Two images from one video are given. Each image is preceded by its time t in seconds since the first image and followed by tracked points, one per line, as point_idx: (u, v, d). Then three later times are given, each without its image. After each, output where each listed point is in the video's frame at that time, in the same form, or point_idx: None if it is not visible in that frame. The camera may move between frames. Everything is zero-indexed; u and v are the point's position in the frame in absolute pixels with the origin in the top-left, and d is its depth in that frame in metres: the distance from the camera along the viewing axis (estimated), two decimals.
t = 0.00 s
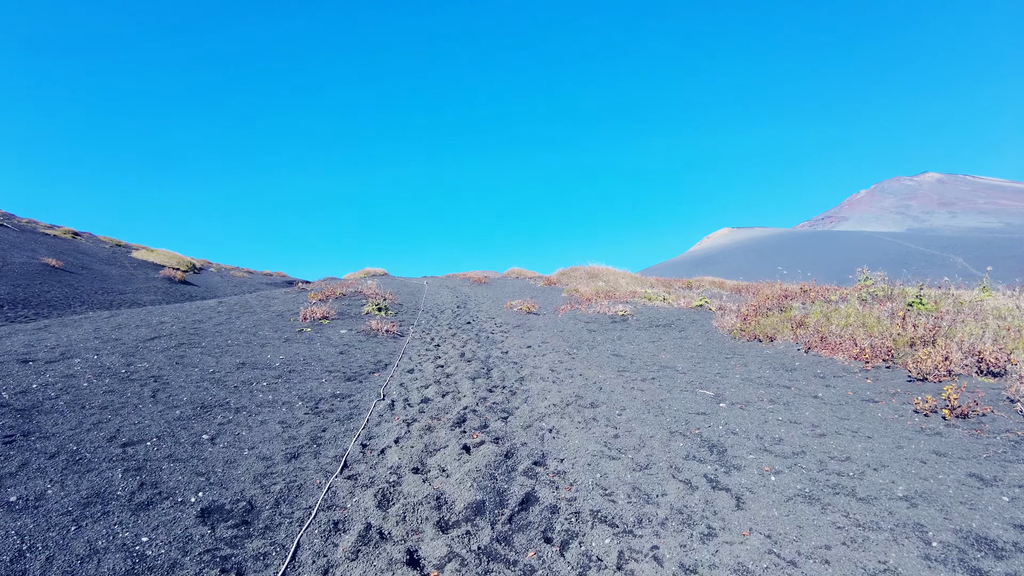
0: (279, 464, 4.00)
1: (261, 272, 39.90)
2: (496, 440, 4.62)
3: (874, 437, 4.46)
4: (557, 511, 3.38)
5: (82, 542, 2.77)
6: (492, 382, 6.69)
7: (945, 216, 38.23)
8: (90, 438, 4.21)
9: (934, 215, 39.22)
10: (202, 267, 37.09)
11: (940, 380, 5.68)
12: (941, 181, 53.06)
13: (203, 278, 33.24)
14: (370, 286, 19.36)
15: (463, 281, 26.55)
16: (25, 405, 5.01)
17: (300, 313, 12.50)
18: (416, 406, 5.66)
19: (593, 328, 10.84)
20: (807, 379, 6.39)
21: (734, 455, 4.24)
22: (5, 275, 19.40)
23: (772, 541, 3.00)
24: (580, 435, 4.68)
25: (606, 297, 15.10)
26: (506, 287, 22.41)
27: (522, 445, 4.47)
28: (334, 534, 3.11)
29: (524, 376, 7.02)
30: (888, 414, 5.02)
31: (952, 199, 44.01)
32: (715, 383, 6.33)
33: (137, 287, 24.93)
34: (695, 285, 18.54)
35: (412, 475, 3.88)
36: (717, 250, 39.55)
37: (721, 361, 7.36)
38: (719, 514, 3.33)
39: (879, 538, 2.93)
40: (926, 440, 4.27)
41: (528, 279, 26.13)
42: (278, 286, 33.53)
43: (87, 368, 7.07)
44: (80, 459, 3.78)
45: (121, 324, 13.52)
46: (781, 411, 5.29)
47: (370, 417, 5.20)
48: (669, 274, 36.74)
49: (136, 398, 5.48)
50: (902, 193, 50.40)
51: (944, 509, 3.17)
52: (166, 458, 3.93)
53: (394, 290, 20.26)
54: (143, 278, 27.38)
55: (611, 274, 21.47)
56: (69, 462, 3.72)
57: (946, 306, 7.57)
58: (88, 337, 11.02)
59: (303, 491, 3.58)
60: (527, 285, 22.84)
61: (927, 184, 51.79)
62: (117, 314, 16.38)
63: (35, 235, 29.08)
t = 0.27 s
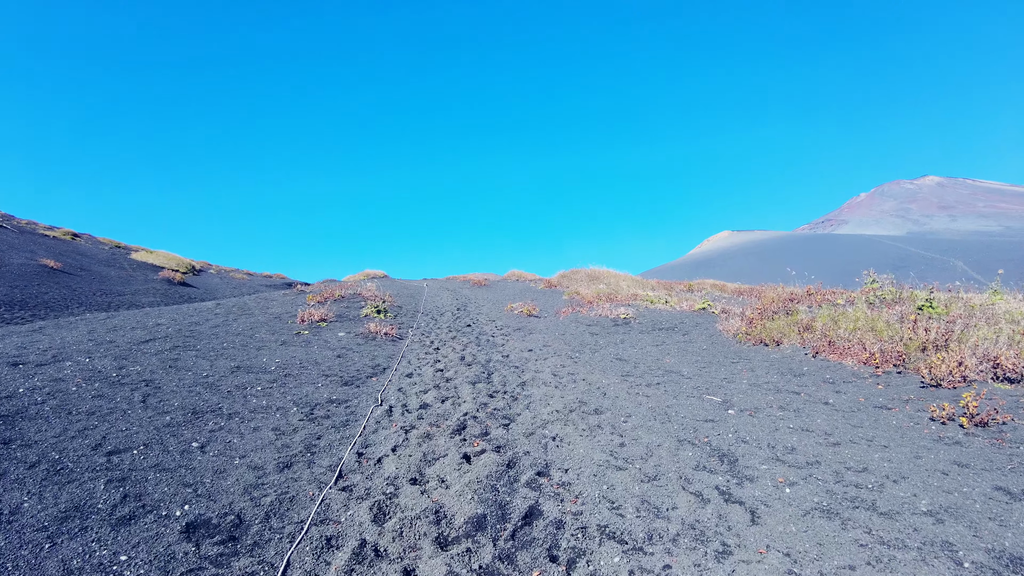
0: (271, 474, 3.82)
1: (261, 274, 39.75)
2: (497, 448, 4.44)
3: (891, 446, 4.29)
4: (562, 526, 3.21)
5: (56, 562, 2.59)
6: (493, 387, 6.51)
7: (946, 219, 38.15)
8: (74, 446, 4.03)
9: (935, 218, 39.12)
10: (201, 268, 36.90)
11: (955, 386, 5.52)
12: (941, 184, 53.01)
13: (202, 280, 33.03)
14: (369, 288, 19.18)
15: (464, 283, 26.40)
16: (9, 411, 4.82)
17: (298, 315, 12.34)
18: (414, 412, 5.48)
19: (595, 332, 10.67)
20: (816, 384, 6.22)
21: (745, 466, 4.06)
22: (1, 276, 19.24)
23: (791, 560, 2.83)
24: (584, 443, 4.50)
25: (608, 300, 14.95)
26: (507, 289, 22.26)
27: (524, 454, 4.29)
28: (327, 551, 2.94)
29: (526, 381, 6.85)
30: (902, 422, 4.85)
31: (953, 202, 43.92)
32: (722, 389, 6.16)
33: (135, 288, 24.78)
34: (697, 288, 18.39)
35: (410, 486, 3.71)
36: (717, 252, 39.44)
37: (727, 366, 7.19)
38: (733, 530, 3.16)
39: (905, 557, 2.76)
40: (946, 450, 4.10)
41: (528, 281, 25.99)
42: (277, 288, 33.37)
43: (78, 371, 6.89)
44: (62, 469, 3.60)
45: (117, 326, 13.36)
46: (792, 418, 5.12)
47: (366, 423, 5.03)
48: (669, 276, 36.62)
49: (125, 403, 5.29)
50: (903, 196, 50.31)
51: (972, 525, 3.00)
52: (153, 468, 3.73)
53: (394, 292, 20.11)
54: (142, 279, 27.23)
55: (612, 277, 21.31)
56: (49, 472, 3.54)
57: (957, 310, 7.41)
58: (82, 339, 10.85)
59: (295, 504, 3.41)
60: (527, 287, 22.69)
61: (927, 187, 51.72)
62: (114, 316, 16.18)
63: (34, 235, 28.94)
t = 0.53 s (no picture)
0: (256, 488, 3.62)
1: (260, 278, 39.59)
2: (495, 460, 4.24)
3: (907, 459, 4.10)
4: (564, 547, 3.01)
5: None
6: (491, 395, 6.31)
7: (947, 225, 38.06)
8: (49, 458, 3.82)
9: (935, 224, 39.05)
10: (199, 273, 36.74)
11: (969, 395, 5.33)
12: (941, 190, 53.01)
13: (200, 284, 32.86)
14: (367, 292, 18.99)
15: (463, 288, 26.23)
16: None
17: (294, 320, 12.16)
18: (410, 422, 5.28)
19: (595, 337, 10.49)
20: (825, 393, 6.02)
21: (755, 480, 3.86)
22: None
23: None
24: (586, 456, 4.30)
25: (608, 305, 14.78)
26: (506, 294, 22.10)
27: (523, 467, 4.09)
28: (311, 575, 2.74)
29: (526, 389, 6.65)
30: (917, 433, 4.65)
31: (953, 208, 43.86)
32: (727, 397, 5.96)
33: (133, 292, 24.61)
34: (699, 293, 18.23)
35: (402, 502, 3.51)
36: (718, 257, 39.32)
37: (732, 373, 7.00)
38: (745, 551, 2.96)
39: None
40: (966, 464, 3.91)
41: (528, 286, 25.83)
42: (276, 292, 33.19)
43: (63, 378, 6.68)
44: (34, 483, 3.39)
45: (110, 330, 13.16)
46: (801, 429, 4.93)
47: (359, 434, 4.83)
48: (670, 281, 36.49)
49: (109, 412, 5.09)
50: (903, 202, 50.29)
51: (1002, 548, 2.81)
52: (131, 481, 3.52)
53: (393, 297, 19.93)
54: (139, 282, 27.06)
55: (612, 282, 21.14)
56: (20, 486, 3.34)
57: (967, 316, 7.23)
58: (73, 344, 10.65)
59: (280, 522, 3.20)
60: (527, 292, 22.53)
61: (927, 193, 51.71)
62: (108, 320, 15.97)
63: (31, 239, 28.80)
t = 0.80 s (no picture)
0: (233, 503, 3.42)
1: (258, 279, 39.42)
2: (487, 471, 4.05)
3: (920, 469, 3.90)
4: (557, 568, 2.82)
5: None
6: (486, 400, 6.12)
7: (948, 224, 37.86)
8: (17, 471, 3.62)
9: (936, 223, 38.84)
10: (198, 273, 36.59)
11: (981, 400, 5.14)
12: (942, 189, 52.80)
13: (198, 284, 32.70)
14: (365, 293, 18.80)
15: (462, 288, 26.06)
16: None
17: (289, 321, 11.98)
18: (400, 429, 5.08)
19: (595, 339, 10.30)
20: (830, 398, 5.83)
21: (760, 492, 3.67)
22: None
23: None
24: (584, 466, 4.10)
25: (608, 306, 14.60)
26: (506, 295, 21.93)
27: (517, 479, 3.89)
28: None
29: (522, 393, 6.45)
30: (929, 441, 4.46)
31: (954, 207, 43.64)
32: (730, 402, 5.76)
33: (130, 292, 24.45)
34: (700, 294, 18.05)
35: (388, 517, 3.32)
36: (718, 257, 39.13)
37: (734, 377, 6.81)
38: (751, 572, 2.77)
39: None
40: (982, 475, 3.72)
41: (528, 286, 25.64)
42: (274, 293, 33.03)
43: (46, 383, 6.49)
44: None
45: (104, 332, 12.99)
46: (807, 436, 4.73)
47: (347, 442, 4.63)
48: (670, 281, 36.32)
49: (88, 419, 4.89)
50: (904, 201, 50.08)
51: None
52: (101, 495, 3.32)
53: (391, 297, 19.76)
54: (137, 283, 26.91)
55: (613, 282, 20.97)
56: None
57: (976, 317, 7.04)
58: (64, 346, 10.48)
59: (255, 541, 3.00)
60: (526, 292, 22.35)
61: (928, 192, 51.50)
62: (103, 322, 15.79)
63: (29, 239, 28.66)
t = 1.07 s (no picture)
0: (212, 523, 3.23)
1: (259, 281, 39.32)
2: (483, 486, 3.85)
3: (939, 483, 3.70)
4: None
5: None
6: (484, 408, 5.93)
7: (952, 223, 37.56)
8: None
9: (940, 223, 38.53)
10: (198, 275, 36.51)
11: (998, 408, 4.92)
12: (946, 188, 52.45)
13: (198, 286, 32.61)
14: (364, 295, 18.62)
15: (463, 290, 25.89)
16: None
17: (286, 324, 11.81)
18: (394, 439, 4.89)
19: (596, 342, 10.11)
20: (840, 404, 5.62)
21: (771, 509, 3.47)
22: None
23: None
24: (584, 480, 3.91)
25: (610, 308, 14.40)
26: (507, 296, 21.74)
27: (513, 495, 3.70)
28: None
29: (521, 400, 6.26)
30: (946, 451, 4.25)
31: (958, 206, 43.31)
32: (736, 410, 5.56)
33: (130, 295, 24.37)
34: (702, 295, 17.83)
35: (375, 538, 3.13)
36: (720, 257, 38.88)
37: (740, 382, 6.60)
38: None
39: None
40: (1006, 490, 3.51)
41: (529, 287, 25.44)
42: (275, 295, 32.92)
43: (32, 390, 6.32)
44: None
45: (100, 336, 12.85)
46: (818, 446, 4.53)
47: (337, 454, 4.45)
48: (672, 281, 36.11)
49: (69, 430, 4.71)
50: (907, 200, 49.75)
51: None
52: (72, 516, 3.14)
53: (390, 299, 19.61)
54: (137, 285, 26.82)
55: (615, 283, 20.75)
56: None
57: (989, 320, 6.83)
58: (58, 351, 10.33)
59: (232, 567, 2.81)
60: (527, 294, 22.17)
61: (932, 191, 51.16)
62: (101, 325, 15.66)
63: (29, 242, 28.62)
